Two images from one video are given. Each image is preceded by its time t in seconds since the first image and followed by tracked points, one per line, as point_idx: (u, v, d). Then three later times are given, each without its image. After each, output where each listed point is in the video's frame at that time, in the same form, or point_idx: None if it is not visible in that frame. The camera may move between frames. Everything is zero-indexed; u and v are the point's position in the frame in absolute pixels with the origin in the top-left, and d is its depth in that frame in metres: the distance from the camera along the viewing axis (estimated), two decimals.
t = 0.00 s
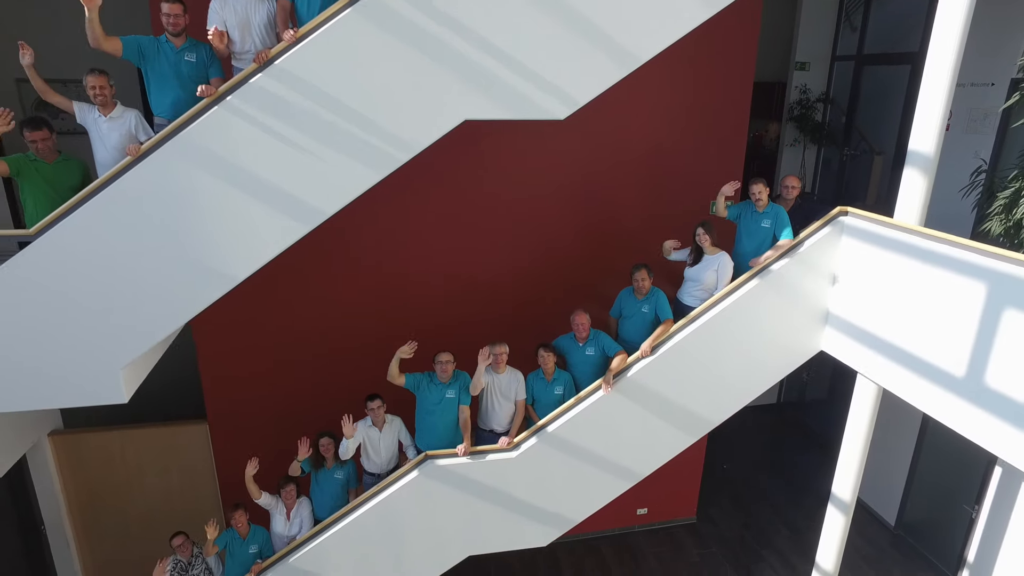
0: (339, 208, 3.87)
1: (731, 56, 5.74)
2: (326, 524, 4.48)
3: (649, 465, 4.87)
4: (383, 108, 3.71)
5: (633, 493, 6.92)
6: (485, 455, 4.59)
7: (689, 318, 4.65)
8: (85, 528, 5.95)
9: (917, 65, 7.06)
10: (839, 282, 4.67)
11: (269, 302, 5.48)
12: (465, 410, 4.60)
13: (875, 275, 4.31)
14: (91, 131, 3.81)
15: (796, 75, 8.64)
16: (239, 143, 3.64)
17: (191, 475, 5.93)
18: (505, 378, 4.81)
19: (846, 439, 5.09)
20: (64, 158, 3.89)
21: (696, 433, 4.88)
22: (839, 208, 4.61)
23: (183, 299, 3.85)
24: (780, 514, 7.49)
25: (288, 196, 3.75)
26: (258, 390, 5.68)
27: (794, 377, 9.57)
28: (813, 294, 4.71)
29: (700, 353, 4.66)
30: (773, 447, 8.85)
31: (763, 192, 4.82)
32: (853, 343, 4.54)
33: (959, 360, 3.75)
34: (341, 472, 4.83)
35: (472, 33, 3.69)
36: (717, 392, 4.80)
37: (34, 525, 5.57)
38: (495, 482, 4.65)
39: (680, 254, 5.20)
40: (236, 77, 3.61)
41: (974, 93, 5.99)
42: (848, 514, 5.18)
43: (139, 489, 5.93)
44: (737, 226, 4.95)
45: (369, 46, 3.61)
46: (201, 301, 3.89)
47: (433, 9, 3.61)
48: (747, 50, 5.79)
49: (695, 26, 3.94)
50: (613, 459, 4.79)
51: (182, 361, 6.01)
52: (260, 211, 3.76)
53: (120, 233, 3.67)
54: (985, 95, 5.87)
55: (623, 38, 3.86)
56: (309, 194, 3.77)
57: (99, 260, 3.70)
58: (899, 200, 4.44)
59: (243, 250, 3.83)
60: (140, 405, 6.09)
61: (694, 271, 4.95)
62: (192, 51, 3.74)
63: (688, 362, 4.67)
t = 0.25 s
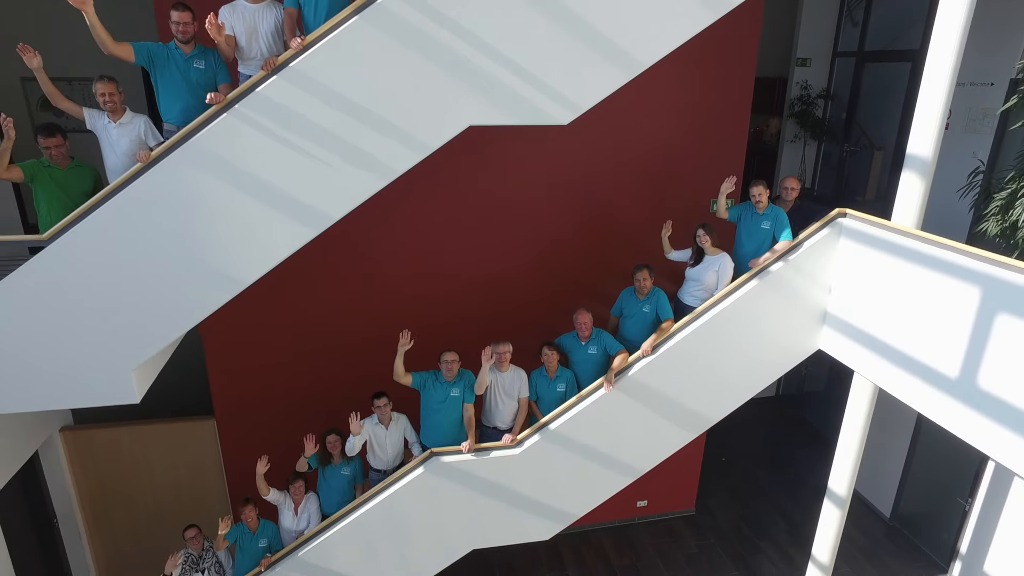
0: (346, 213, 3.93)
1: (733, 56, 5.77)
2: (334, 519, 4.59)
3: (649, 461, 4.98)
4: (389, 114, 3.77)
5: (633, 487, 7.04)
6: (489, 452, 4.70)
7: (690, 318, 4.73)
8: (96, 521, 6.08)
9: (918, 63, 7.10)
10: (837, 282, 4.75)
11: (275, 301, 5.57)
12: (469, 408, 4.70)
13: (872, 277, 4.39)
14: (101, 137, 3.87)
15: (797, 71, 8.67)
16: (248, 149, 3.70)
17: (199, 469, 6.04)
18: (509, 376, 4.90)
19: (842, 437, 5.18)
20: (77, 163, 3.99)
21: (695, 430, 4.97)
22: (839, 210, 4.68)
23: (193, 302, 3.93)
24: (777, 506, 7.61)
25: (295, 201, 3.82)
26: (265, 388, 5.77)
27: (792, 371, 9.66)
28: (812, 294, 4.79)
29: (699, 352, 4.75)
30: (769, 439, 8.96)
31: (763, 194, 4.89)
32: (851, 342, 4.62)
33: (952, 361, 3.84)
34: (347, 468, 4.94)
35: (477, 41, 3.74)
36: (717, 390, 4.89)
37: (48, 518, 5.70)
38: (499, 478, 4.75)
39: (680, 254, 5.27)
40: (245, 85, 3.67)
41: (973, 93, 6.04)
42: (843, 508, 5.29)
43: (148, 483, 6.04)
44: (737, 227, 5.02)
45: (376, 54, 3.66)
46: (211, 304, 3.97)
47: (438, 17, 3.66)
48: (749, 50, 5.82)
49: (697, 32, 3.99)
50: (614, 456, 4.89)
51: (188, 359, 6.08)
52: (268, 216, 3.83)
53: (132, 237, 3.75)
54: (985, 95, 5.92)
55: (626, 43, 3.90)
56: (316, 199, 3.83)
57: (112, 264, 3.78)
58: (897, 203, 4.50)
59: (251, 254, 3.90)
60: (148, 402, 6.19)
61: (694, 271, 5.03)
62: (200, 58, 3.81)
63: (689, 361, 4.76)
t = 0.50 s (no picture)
0: (352, 219, 3.99)
1: (735, 60, 5.81)
2: (341, 518, 4.69)
3: (650, 460, 5.07)
4: (395, 123, 3.83)
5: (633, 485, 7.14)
6: (493, 452, 4.79)
7: (691, 321, 4.80)
8: (105, 517, 6.20)
9: (918, 64, 7.14)
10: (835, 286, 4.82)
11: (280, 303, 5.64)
12: (474, 409, 4.79)
13: (870, 281, 4.46)
14: (112, 145, 3.92)
15: (798, 70, 8.72)
16: (257, 158, 3.76)
17: (207, 467, 6.14)
18: (512, 377, 4.98)
19: (839, 440, 5.22)
20: (88, 171, 4.08)
21: (695, 429, 5.06)
22: (837, 214, 4.74)
23: (205, 307, 4.01)
24: (775, 502, 7.71)
25: (302, 208, 3.88)
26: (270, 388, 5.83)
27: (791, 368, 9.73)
28: (810, 297, 4.87)
29: (700, 354, 4.83)
30: (767, 434, 9.03)
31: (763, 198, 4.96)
32: (848, 345, 4.71)
33: (947, 365, 3.92)
34: (354, 467, 5.03)
35: (480, 50, 3.80)
36: (717, 390, 4.98)
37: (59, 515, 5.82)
38: (503, 477, 4.85)
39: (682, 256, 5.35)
40: (253, 94, 3.72)
41: (972, 95, 6.11)
42: (840, 505, 5.39)
43: (156, 480, 6.15)
44: (738, 231, 5.10)
45: (382, 63, 3.71)
46: (221, 308, 4.04)
47: (445, 27, 3.72)
48: (751, 53, 5.85)
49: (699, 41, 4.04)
50: (616, 455, 4.99)
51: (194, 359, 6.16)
52: (276, 223, 3.90)
53: (144, 245, 3.82)
54: (983, 98, 5.98)
55: (630, 52, 3.96)
56: (325, 206, 3.90)
57: (123, 271, 3.86)
58: (896, 208, 4.57)
59: (260, 260, 3.97)
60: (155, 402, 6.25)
61: (696, 274, 5.11)
62: (208, 67, 3.87)
63: (689, 362, 4.84)
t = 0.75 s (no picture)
0: (359, 226, 4.05)
1: (736, 63, 5.84)
2: (348, 517, 4.79)
3: (651, 460, 5.16)
4: (401, 132, 3.88)
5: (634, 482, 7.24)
6: (498, 452, 4.87)
7: (692, 324, 4.88)
8: (114, 514, 6.30)
9: (918, 65, 7.16)
10: (834, 289, 4.89)
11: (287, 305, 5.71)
12: (479, 411, 4.87)
13: (868, 286, 4.53)
14: (122, 154, 3.99)
15: (799, 70, 8.79)
16: (265, 167, 3.82)
17: (213, 466, 6.22)
18: (516, 379, 5.05)
19: (837, 440, 5.31)
20: (99, 179, 4.16)
21: (696, 430, 5.15)
22: (837, 219, 4.80)
23: (215, 314, 4.08)
24: (774, 497, 7.79)
25: (309, 215, 3.94)
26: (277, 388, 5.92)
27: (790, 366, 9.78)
28: (810, 300, 4.94)
29: (701, 356, 4.91)
30: (764, 428, 9.07)
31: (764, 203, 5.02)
32: (847, 348, 4.78)
33: (943, 370, 4.00)
34: (360, 467, 5.12)
35: (485, 60, 3.85)
36: (718, 391, 5.06)
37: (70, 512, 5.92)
38: (507, 477, 4.94)
39: (683, 259, 5.41)
40: (261, 104, 3.78)
41: (972, 98, 6.14)
42: (838, 504, 5.48)
43: (164, 479, 6.24)
44: (738, 235, 5.16)
45: (389, 73, 3.76)
46: (230, 314, 4.11)
47: (450, 37, 3.77)
48: (753, 56, 5.87)
49: (701, 49, 4.09)
50: (618, 455, 5.08)
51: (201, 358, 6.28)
52: (284, 231, 3.95)
53: (155, 252, 3.89)
54: (983, 101, 6.03)
55: (633, 62, 4.01)
56: (333, 214, 3.96)
57: (134, 278, 3.93)
58: (894, 214, 4.63)
59: (269, 267, 4.03)
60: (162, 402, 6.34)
61: (697, 278, 5.18)
62: (217, 77, 3.93)
63: (690, 365, 4.92)
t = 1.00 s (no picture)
0: (366, 234, 4.11)
1: (737, 64, 5.86)
2: (355, 517, 4.87)
3: (652, 461, 5.25)
4: (407, 141, 3.93)
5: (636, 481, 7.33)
6: (502, 454, 4.95)
7: (693, 328, 4.94)
8: (122, 513, 6.38)
9: (919, 66, 7.19)
10: (834, 293, 4.95)
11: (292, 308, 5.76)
12: (483, 413, 4.95)
13: (867, 291, 4.59)
14: (131, 163, 4.02)
15: (800, 70, 8.83)
16: (273, 176, 3.87)
17: (220, 465, 6.31)
18: (520, 381, 5.13)
19: (835, 441, 5.39)
20: (108, 186, 4.19)
21: (696, 431, 5.23)
22: (836, 224, 4.85)
23: (224, 319, 4.14)
24: (773, 494, 7.85)
25: (316, 223, 3.99)
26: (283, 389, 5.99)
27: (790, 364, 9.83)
28: (810, 304, 5.00)
29: (702, 359, 4.98)
30: (765, 426, 9.01)
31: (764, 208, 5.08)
32: (846, 351, 4.85)
33: (940, 376, 4.07)
34: (366, 468, 5.21)
35: (489, 69, 3.90)
36: (718, 393, 5.13)
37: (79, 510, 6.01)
38: (510, 478, 5.02)
39: (684, 262, 5.47)
40: (269, 114, 3.83)
41: (972, 101, 6.22)
42: (836, 503, 5.56)
43: (171, 478, 6.32)
44: (739, 239, 5.22)
45: (395, 82, 3.81)
46: (238, 320, 4.17)
47: (455, 47, 3.81)
48: (754, 59, 5.89)
49: (703, 59, 4.14)
50: (620, 456, 5.16)
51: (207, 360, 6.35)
52: (291, 239, 4.01)
53: (165, 260, 3.95)
54: (983, 104, 6.09)
55: (637, 71, 4.06)
56: (339, 222, 4.02)
57: (144, 285, 3.99)
58: (894, 220, 4.68)
59: (276, 274, 4.08)
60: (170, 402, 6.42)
61: (698, 281, 5.25)
62: (225, 86, 3.98)
63: (691, 368, 4.99)
